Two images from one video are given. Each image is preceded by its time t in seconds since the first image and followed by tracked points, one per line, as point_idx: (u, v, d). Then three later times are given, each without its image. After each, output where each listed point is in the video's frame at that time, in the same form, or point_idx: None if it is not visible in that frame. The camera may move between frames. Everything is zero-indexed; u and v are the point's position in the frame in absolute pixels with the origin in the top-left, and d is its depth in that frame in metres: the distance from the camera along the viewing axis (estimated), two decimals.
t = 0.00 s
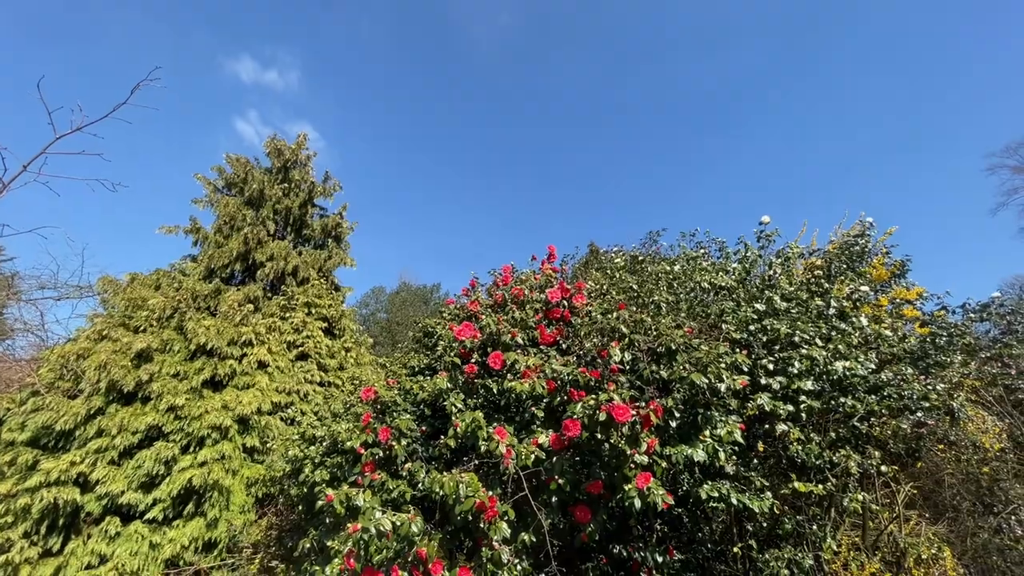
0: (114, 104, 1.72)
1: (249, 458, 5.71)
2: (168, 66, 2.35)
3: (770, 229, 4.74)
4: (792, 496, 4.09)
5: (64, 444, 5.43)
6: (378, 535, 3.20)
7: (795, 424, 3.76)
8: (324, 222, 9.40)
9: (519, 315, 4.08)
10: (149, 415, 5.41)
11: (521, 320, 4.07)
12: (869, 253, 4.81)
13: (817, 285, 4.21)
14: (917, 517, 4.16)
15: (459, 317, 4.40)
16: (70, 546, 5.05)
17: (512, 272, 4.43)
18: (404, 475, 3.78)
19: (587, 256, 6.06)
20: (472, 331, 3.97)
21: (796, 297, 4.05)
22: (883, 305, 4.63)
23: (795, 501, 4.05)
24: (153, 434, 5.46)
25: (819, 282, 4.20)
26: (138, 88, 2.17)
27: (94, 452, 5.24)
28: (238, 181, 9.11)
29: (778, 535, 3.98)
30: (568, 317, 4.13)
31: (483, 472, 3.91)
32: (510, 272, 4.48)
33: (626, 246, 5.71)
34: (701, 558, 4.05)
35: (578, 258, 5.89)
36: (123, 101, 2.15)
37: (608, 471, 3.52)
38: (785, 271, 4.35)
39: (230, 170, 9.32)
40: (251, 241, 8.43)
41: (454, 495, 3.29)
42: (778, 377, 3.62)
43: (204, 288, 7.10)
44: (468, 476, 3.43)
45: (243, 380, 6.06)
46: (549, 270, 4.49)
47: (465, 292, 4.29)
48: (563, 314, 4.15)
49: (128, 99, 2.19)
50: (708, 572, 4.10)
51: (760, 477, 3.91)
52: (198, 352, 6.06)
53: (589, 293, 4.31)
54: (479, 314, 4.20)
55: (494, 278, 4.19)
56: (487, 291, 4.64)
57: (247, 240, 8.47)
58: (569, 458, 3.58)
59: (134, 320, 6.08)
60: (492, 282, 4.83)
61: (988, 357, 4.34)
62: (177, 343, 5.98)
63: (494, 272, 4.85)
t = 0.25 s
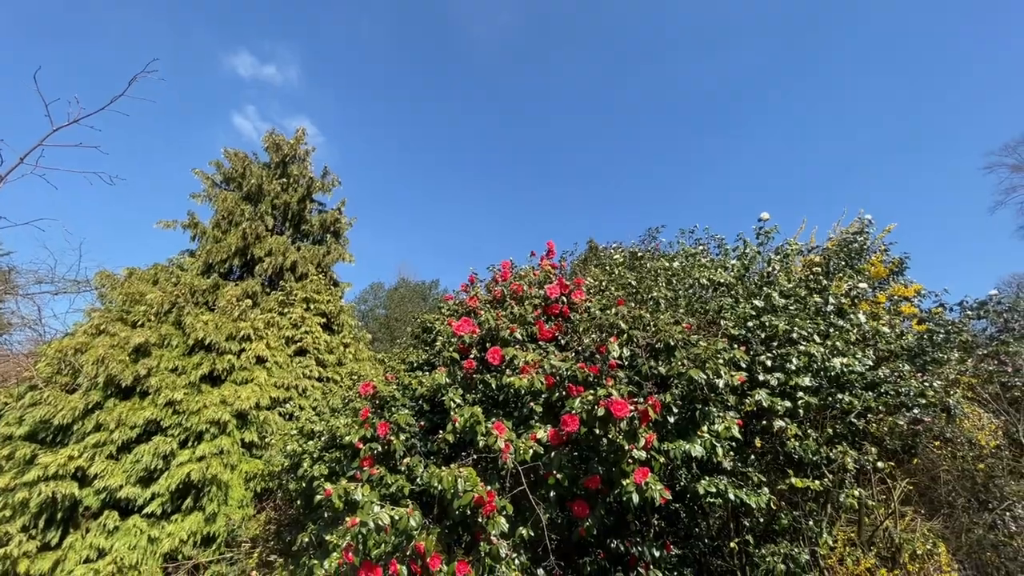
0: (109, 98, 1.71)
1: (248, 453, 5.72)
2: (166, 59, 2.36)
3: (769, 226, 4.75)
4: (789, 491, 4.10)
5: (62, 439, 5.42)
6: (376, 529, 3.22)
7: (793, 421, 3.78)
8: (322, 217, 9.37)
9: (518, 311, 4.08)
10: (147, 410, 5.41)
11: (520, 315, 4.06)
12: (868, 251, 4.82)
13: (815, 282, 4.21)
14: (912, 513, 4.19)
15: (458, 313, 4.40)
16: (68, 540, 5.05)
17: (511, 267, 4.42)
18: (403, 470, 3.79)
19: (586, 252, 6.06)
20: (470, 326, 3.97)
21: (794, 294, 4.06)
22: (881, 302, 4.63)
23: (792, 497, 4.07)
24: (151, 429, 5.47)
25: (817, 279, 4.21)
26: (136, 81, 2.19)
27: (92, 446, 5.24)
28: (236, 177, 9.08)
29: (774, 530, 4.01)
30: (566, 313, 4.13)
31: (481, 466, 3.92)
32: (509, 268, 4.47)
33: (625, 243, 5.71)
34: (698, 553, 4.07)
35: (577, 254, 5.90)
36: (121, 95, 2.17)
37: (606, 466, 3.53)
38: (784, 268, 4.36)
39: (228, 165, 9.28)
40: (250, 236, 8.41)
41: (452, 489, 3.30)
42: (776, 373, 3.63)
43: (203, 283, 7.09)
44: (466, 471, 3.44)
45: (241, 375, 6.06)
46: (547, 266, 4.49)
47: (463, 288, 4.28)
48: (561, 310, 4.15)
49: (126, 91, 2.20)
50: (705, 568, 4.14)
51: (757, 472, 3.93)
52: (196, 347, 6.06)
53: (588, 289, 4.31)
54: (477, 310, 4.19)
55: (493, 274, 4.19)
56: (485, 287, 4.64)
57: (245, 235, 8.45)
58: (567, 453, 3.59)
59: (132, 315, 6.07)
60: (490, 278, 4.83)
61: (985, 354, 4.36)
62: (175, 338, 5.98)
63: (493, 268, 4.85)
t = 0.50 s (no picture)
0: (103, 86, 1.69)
1: (246, 445, 5.73)
2: (161, 47, 2.34)
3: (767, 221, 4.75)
4: (784, 484, 4.14)
5: (59, 431, 5.42)
6: (375, 520, 3.23)
7: (789, 414, 3.81)
8: (320, 210, 9.34)
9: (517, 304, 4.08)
10: (145, 402, 5.41)
11: (519, 308, 4.06)
12: (866, 246, 4.83)
13: (813, 277, 4.23)
14: (905, 506, 4.24)
15: (456, 306, 4.39)
16: (67, 531, 5.05)
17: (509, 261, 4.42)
18: (401, 462, 3.80)
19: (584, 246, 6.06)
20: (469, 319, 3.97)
21: (792, 289, 4.07)
22: (878, 297, 4.65)
23: (787, 490, 4.11)
24: (149, 421, 5.47)
25: (815, 274, 4.22)
26: (132, 68, 2.17)
27: (90, 438, 5.24)
28: (233, 169, 9.03)
29: (769, 523, 4.04)
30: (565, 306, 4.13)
31: (479, 459, 3.94)
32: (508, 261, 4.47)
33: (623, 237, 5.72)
34: (694, 545, 4.11)
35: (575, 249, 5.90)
36: (116, 82, 2.14)
37: (603, 459, 3.55)
38: (782, 263, 4.37)
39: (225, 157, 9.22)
40: (247, 229, 8.38)
41: (450, 481, 3.31)
42: (773, 367, 3.64)
43: (200, 276, 7.07)
44: (464, 462, 3.45)
45: (239, 367, 6.06)
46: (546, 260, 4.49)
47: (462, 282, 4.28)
48: (560, 303, 4.16)
49: (122, 79, 2.18)
50: (700, 559, 4.17)
51: (753, 465, 3.95)
52: (194, 340, 6.05)
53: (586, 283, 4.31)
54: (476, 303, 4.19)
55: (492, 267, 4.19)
56: (484, 280, 4.63)
57: (243, 228, 8.42)
58: (565, 446, 3.61)
59: (129, 307, 6.04)
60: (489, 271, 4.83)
61: (980, 350, 4.39)
62: (173, 330, 5.96)
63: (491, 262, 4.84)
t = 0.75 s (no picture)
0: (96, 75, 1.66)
1: (244, 435, 5.75)
2: (155, 32, 2.31)
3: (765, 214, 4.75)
4: (778, 474, 4.18)
5: (57, 420, 5.42)
6: (372, 509, 3.26)
7: (784, 405, 3.84)
8: (317, 200, 9.28)
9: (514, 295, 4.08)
10: (142, 391, 5.42)
11: (516, 299, 4.07)
12: (863, 239, 4.85)
13: (811, 269, 4.24)
14: (897, 496, 4.30)
15: (454, 297, 4.40)
16: (65, 519, 5.07)
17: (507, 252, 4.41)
18: (399, 451, 3.82)
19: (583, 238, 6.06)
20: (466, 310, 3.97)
21: (789, 281, 4.09)
22: (875, 289, 4.66)
23: (781, 480, 4.15)
24: (146, 411, 5.48)
25: (813, 266, 4.24)
26: (126, 53, 2.14)
27: (87, 427, 5.25)
28: (229, 158, 8.96)
29: (763, 512, 4.10)
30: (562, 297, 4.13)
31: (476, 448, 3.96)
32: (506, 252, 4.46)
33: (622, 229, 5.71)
34: (689, 534, 4.16)
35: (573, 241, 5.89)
36: (110, 67, 2.11)
37: (600, 448, 3.57)
38: (779, 255, 4.38)
39: (221, 145, 9.14)
40: (243, 219, 8.32)
41: (448, 470, 3.33)
42: (769, 359, 3.66)
43: (196, 265, 7.04)
44: (462, 451, 3.46)
45: (236, 357, 6.05)
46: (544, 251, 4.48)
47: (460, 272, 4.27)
48: (558, 294, 4.16)
49: (115, 64, 2.15)
50: (694, 547, 4.21)
51: (748, 455, 3.99)
52: (190, 329, 6.04)
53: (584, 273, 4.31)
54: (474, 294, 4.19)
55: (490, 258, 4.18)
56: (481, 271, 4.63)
57: (239, 218, 8.36)
58: (562, 436, 3.63)
59: (125, 297, 6.01)
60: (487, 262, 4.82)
61: (974, 342, 4.43)
62: (169, 320, 5.95)
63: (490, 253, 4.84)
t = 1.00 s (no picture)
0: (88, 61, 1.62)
1: (242, 424, 5.77)
2: (147, 15, 2.26)
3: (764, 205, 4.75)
4: (772, 463, 4.23)
5: (54, 409, 5.41)
6: (371, 496, 3.28)
7: (780, 395, 3.87)
8: (313, 188, 9.23)
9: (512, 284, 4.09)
10: (140, 380, 5.42)
11: (514, 288, 4.07)
12: (860, 230, 4.86)
13: (808, 260, 4.25)
14: (889, 484, 4.36)
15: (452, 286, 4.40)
16: (64, 507, 5.08)
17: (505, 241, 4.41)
18: (397, 439, 3.83)
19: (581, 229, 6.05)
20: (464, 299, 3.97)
21: (786, 271, 4.10)
22: (871, 280, 4.69)
23: (775, 469, 4.21)
24: (144, 399, 5.48)
25: (810, 257, 4.25)
26: (117, 36, 2.09)
27: (85, 416, 5.26)
28: (224, 146, 8.87)
29: (757, 500, 4.15)
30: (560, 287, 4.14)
31: (474, 436, 3.98)
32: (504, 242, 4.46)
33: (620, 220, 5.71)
34: (683, 521, 4.22)
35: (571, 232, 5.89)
36: (101, 51, 2.07)
37: (597, 437, 3.58)
38: (777, 245, 4.39)
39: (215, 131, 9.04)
40: (240, 208, 8.26)
41: (446, 457, 3.35)
42: (765, 349, 3.69)
43: (192, 254, 7.00)
44: (459, 439, 3.48)
45: (234, 347, 6.05)
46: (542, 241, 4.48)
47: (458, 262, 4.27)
48: (555, 284, 4.16)
49: (107, 48, 2.11)
50: (688, 534, 4.27)
51: (743, 444, 4.04)
52: (187, 318, 6.02)
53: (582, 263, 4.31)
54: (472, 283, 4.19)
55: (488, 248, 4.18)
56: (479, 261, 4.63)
57: (235, 207, 8.29)
58: (559, 424, 3.65)
59: (120, 286, 5.97)
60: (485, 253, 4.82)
61: (968, 334, 4.49)
62: (166, 310, 5.93)
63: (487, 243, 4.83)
